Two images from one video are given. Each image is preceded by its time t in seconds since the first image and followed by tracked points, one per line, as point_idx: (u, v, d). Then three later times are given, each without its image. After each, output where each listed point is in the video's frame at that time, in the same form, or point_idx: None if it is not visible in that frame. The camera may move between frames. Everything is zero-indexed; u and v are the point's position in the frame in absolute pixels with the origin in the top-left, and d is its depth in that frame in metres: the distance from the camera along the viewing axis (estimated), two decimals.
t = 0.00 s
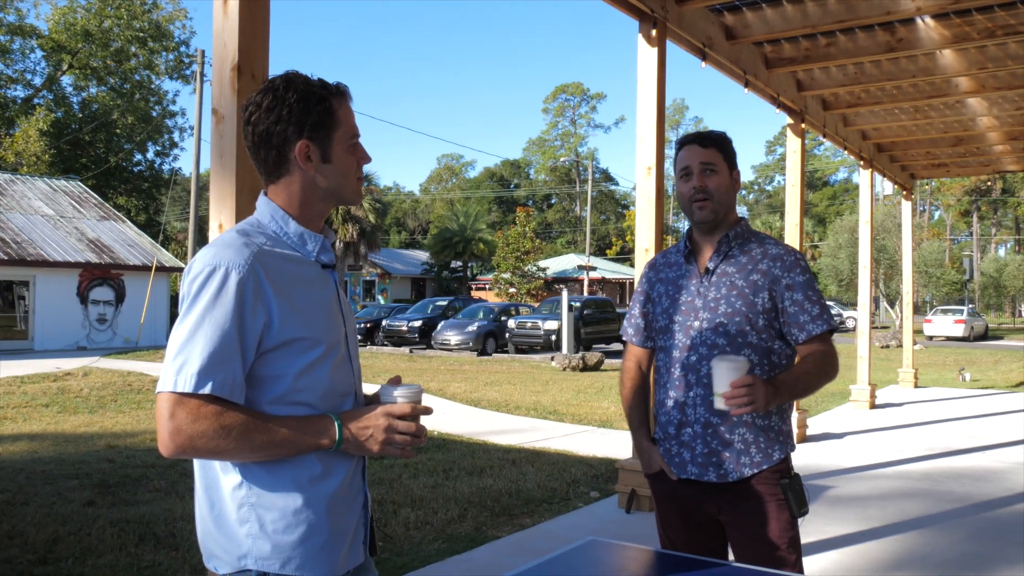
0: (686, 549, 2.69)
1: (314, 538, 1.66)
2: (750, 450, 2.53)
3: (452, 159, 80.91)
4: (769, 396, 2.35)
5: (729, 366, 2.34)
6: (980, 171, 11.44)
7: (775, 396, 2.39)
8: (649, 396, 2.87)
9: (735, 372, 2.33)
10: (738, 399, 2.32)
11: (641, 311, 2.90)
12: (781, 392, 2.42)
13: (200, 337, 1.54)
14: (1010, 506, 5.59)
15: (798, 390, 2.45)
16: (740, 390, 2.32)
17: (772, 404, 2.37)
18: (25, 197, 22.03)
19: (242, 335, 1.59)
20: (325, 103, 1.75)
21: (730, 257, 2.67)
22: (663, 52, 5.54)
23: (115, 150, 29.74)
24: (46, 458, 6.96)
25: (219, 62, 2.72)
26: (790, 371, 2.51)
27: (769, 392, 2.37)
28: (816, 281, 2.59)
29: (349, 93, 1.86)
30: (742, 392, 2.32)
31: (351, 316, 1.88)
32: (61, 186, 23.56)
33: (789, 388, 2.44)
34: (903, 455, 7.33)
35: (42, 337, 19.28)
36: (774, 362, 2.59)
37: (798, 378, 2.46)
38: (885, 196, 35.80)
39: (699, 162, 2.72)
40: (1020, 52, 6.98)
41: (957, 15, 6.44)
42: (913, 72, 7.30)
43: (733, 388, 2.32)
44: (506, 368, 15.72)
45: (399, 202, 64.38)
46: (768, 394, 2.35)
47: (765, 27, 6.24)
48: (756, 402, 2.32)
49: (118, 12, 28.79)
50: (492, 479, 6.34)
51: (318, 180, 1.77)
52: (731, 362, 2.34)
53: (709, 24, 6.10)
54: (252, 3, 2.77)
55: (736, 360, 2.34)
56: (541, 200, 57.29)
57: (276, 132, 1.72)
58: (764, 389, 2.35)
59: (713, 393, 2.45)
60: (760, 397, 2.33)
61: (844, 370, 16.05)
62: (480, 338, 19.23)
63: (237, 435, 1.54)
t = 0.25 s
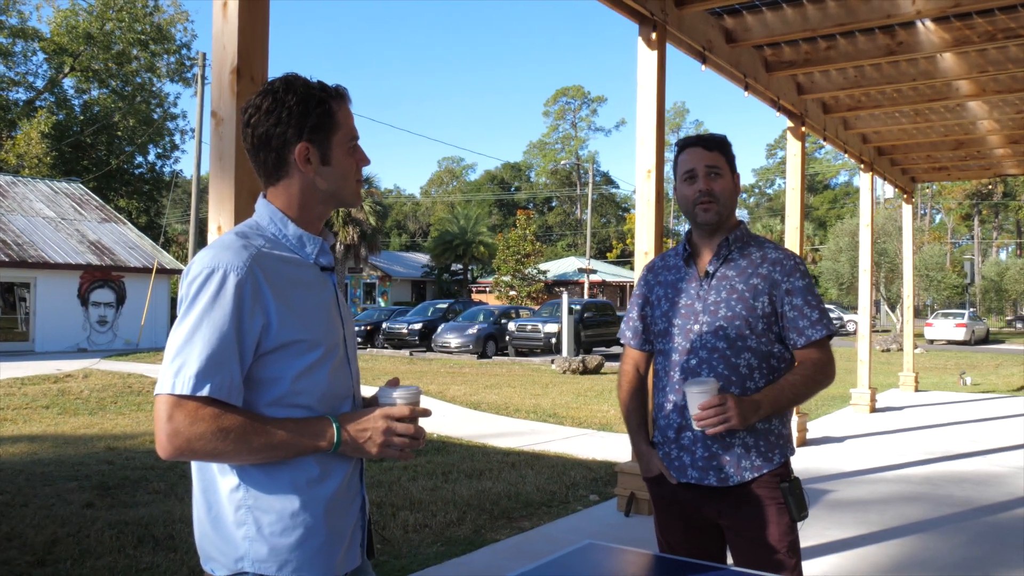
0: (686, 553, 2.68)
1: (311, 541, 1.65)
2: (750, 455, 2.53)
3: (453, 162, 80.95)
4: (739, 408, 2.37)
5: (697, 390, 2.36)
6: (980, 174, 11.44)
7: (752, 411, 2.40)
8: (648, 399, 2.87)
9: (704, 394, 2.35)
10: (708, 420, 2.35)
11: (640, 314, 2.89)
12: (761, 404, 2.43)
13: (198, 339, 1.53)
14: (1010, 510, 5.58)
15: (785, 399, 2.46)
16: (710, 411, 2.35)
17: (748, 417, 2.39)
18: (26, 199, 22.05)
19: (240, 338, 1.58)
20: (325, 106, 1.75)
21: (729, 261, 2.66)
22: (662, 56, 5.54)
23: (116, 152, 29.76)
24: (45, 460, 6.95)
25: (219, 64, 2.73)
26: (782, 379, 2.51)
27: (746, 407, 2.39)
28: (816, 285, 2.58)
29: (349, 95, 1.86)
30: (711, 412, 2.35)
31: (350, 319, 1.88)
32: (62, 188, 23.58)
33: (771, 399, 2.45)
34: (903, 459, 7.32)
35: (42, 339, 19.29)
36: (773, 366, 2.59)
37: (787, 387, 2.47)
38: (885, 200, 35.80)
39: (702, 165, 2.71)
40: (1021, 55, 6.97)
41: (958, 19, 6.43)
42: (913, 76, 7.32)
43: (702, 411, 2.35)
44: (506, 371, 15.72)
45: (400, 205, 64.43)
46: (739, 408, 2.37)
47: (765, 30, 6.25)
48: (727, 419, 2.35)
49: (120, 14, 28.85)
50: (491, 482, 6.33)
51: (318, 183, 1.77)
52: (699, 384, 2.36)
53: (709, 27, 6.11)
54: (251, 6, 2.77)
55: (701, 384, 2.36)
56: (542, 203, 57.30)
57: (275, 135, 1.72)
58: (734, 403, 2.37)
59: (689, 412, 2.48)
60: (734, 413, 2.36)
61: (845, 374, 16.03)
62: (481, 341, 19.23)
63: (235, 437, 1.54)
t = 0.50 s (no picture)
0: (681, 556, 2.68)
1: (304, 543, 1.65)
2: (747, 458, 2.52)
3: (455, 164, 81.02)
4: (732, 409, 2.37)
5: (692, 389, 2.34)
6: (982, 178, 11.43)
7: (745, 413, 2.40)
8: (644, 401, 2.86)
9: (699, 394, 2.33)
10: (702, 419, 2.34)
11: (637, 316, 2.89)
12: (755, 406, 2.43)
13: (192, 338, 1.53)
14: (1008, 515, 5.57)
15: (780, 403, 2.46)
16: (704, 410, 2.34)
17: (741, 419, 2.39)
18: (28, 199, 22.07)
19: (235, 338, 1.58)
20: (323, 107, 1.75)
21: (728, 264, 2.66)
22: (663, 58, 5.53)
23: (118, 152, 29.80)
24: (45, 459, 6.96)
25: (218, 64, 2.73)
26: (778, 383, 2.51)
27: (738, 409, 2.39)
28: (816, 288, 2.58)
29: (347, 96, 1.86)
30: (706, 411, 2.33)
31: (347, 319, 1.88)
32: (64, 188, 23.60)
33: (765, 402, 2.45)
34: (903, 462, 7.31)
35: (43, 338, 19.31)
36: (771, 369, 2.59)
37: (782, 391, 2.47)
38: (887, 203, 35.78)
39: (703, 168, 2.70)
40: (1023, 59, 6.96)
41: (959, 22, 6.43)
42: (914, 79, 7.31)
43: (697, 410, 2.34)
44: (507, 373, 15.72)
45: (402, 207, 64.48)
46: (734, 408, 2.37)
47: (765, 33, 6.24)
48: (721, 419, 2.35)
49: (123, 15, 28.88)
50: (490, 484, 6.32)
51: (315, 184, 1.77)
52: (695, 381, 2.34)
53: (710, 30, 6.10)
54: (250, 5, 2.77)
55: (698, 382, 2.34)
56: (544, 205, 57.38)
57: (273, 135, 1.72)
58: (727, 403, 2.37)
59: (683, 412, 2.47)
60: (727, 414, 2.36)
61: (846, 377, 16.01)
62: (481, 342, 19.23)
63: (228, 438, 1.54)
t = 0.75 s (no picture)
0: (677, 557, 2.67)
1: (297, 542, 1.64)
2: (743, 460, 2.52)
3: (458, 162, 81.01)
4: (724, 412, 2.38)
5: (684, 391, 2.36)
6: (986, 178, 11.40)
7: (739, 416, 2.40)
8: (643, 401, 2.86)
9: (691, 397, 2.35)
10: (692, 422, 2.36)
11: (636, 316, 2.89)
12: (750, 408, 2.44)
13: (185, 337, 1.52)
14: (1010, 516, 5.56)
15: (777, 405, 2.45)
16: (694, 414, 2.36)
17: (735, 421, 2.40)
18: (32, 196, 22.11)
19: (228, 338, 1.57)
20: (318, 105, 1.75)
21: (727, 265, 2.65)
22: (665, 56, 5.52)
23: (122, 150, 29.85)
24: (46, 456, 6.97)
25: (216, 61, 2.72)
26: (775, 384, 2.50)
27: (731, 412, 2.39)
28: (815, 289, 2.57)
29: (344, 94, 1.85)
30: (696, 415, 2.35)
31: (342, 319, 1.87)
32: (68, 186, 23.64)
33: (761, 403, 2.45)
34: (904, 463, 7.29)
35: (46, 336, 19.35)
36: (769, 370, 2.58)
37: (780, 393, 2.46)
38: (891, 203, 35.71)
39: (702, 169, 2.69)
40: None
41: (963, 21, 6.40)
42: (917, 79, 7.29)
43: (687, 414, 2.36)
44: (509, 372, 15.72)
45: (405, 205, 64.53)
46: (727, 411, 2.38)
47: (768, 32, 6.22)
48: (712, 422, 2.36)
49: (127, 12, 28.89)
50: (490, 483, 6.32)
51: (310, 182, 1.77)
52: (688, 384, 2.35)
53: (712, 28, 6.09)
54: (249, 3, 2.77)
55: (690, 386, 2.35)
56: (547, 204, 57.39)
57: (268, 133, 1.71)
58: (720, 406, 2.38)
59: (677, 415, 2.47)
60: (718, 417, 2.37)
61: (848, 378, 15.98)
62: (484, 341, 19.23)
63: (220, 438, 1.53)
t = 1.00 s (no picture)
0: (674, 561, 2.66)
1: (287, 547, 1.64)
2: (741, 463, 2.50)
3: (463, 164, 81.07)
4: (720, 416, 2.38)
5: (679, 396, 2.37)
6: (990, 181, 11.37)
7: (735, 420, 2.40)
8: (641, 405, 2.85)
9: (686, 401, 2.37)
10: (689, 426, 2.38)
11: (634, 319, 2.88)
12: (747, 413, 2.43)
13: (177, 339, 1.52)
14: (1013, 520, 5.53)
15: (774, 409, 2.44)
16: (691, 417, 2.38)
17: (731, 425, 2.40)
18: (37, 197, 22.17)
19: (220, 341, 1.57)
20: (311, 108, 1.74)
21: (726, 268, 2.64)
22: (667, 58, 5.51)
23: (127, 151, 29.93)
24: (48, 458, 6.98)
25: (216, 64, 2.73)
26: (773, 388, 2.49)
27: (727, 416, 2.39)
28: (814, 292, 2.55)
29: (337, 97, 1.85)
30: (692, 419, 2.38)
31: (336, 322, 1.87)
32: (72, 187, 23.69)
33: (758, 407, 2.44)
34: (907, 467, 7.26)
35: (50, 337, 19.44)
36: (767, 374, 2.56)
37: (777, 397, 2.45)
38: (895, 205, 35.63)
39: (700, 172, 2.68)
40: None
41: (966, 24, 6.38)
42: (921, 81, 7.25)
43: (684, 419, 2.38)
44: (512, 374, 15.71)
45: (410, 207, 64.61)
46: (722, 416, 2.38)
47: (770, 34, 6.21)
48: (708, 426, 2.38)
49: (132, 14, 28.96)
50: (491, 486, 6.31)
51: (303, 185, 1.76)
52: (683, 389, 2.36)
53: (714, 31, 6.08)
54: (248, 3, 2.77)
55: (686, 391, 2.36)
56: (551, 206, 57.41)
57: (259, 136, 1.71)
58: (714, 410, 2.39)
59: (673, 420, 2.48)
60: (714, 422, 2.38)
61: (852, 380, 15.92)
62: (487, 343, 19.22)
63: (211, 441, 1.53)
